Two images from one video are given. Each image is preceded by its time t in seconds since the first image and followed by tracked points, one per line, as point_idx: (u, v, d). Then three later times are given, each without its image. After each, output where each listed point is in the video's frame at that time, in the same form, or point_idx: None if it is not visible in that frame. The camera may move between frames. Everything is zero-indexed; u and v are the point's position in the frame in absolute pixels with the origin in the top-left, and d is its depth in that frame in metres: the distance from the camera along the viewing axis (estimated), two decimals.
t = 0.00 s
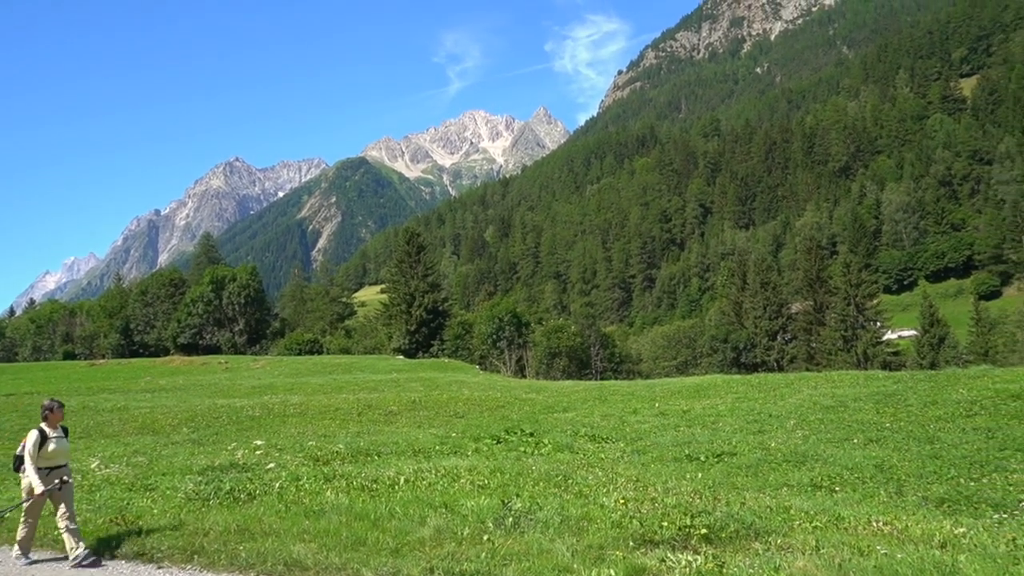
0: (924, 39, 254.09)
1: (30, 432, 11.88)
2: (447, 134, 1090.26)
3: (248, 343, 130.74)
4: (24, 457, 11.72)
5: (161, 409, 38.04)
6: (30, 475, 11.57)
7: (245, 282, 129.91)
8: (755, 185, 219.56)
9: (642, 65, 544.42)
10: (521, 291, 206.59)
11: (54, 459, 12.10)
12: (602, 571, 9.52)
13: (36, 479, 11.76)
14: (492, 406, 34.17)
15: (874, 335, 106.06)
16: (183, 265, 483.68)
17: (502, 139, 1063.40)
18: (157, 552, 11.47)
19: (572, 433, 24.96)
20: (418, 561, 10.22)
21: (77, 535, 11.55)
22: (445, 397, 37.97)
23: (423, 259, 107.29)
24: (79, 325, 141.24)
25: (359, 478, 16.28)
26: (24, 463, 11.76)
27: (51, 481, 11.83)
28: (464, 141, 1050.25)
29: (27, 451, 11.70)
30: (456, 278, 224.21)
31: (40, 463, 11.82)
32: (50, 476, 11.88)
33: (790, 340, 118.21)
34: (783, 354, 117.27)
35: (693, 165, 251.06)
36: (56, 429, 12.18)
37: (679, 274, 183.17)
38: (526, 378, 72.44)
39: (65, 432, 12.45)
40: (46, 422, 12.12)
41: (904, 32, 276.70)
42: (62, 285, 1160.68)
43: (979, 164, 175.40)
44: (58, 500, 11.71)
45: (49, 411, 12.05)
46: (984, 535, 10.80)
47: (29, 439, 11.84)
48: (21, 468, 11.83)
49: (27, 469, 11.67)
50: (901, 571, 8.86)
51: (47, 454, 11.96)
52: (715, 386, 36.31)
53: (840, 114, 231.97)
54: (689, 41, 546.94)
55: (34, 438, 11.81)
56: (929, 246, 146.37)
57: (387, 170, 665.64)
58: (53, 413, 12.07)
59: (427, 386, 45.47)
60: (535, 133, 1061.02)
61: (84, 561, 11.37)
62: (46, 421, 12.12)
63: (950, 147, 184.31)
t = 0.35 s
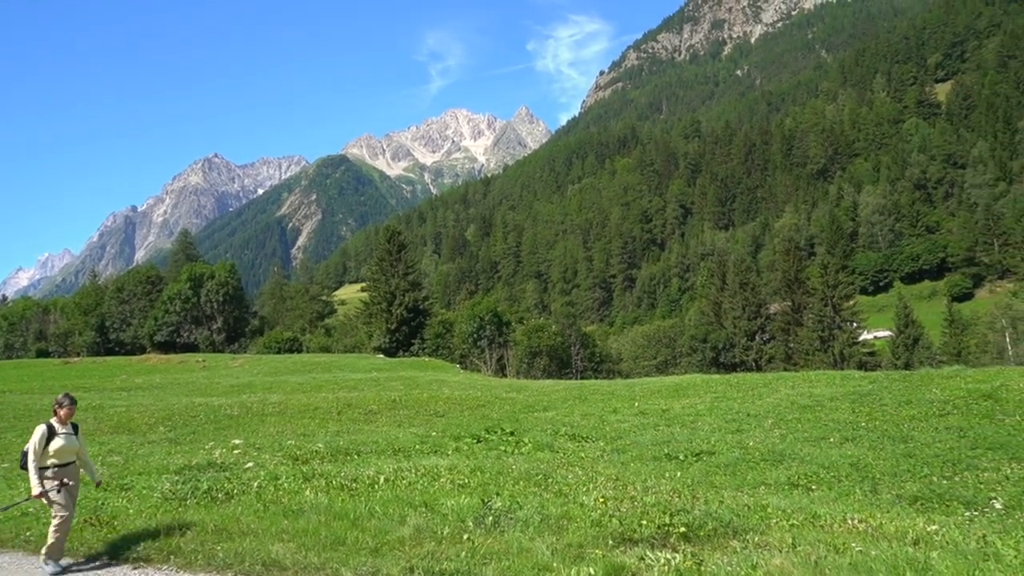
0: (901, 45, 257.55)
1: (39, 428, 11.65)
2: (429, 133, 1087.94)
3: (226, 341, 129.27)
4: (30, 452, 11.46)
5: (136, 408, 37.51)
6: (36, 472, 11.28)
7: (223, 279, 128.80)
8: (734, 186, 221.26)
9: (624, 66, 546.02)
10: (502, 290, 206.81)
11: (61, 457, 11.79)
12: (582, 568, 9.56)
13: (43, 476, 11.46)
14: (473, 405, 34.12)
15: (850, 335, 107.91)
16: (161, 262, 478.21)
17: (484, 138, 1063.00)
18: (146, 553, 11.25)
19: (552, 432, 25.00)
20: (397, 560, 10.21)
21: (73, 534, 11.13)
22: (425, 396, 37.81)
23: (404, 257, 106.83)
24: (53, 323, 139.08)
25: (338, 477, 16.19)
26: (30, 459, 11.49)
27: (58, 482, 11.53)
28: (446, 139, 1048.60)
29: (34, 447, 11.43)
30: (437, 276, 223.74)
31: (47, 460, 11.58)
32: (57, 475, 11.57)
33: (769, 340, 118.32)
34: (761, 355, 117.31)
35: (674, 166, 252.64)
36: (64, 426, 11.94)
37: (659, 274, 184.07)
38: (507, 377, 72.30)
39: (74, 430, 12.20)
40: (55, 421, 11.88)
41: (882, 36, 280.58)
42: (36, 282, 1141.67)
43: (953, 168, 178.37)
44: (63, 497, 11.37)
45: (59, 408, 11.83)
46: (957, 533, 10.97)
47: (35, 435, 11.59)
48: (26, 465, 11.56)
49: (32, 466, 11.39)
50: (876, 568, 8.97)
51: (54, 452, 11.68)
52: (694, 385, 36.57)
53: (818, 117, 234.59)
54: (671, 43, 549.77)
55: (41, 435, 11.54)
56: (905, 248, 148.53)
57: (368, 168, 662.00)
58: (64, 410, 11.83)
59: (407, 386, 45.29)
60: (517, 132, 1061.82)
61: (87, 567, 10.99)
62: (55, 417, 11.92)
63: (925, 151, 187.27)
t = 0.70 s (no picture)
0: (880, 47, 260.56)
1: (50, 434, 10.65)
2: (413, 130, 1084.89)
3: (205, 338, 127.97)
4: (40, 462, 10.58)
5: (113, 406, 37.02)
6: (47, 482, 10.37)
7: (203, 276, 127.65)
8: (716, 185, 222.53)
9: (608, 65, 547.53)
10: (484, 288, 206.80)
11: (75, 465, 10.90)
12: (562, 565, 9.59)
13: (55, 484, 10.63)
14: (456, 403, 34.06)
15: (830, 334, 109.09)
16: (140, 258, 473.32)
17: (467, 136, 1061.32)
18: (143, 556, 10.93)
19: (534, 430, 25.03)
20: (378, 558, 10.18)
21: (88, 547, 10.42)
22: (407, 394, 37.68)
23: (387, 254, 106.57)
24: (28, 319, 137.06)
25: (320, 476, 16.09)
26: (39, 468, 10.57)
27: (71, 491, 10.65)
28: (429, 137, 1045.64)
29: (45, 454, 10.50)
30: (419, 274, 223.25)
31: (61, 468, 10.70)
32: (71, 480, 10.75)
33: (749, 339, 119.15)
34: (742, 353, 118.10)
35: (656, 165, 253.83)
36: (79, 429, 10.97)
37: (642, 272, 184.78)
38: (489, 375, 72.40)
39: (88, 433, 11.22)
40: (68, 423, 10.93)
41: (862, 39, 283.71)
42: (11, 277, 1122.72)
43: (930, 169, 180.97)
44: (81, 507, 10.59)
45: (72, 411, 10.85)
46: (931, 529, 11.14)
47: (48, 441, 10.60)
48: (37, 474, 10.67)
49: (44, 475, 10.50)
50: (852, 565, 9.10)
51: (68, 459, 10.79)
52: (676, 384, 36.81)
53: (799, 118, 236.76)
54: (654, 43, 551.95)
55: (54, 441, 10.58)
56: (883, 248, 150.35)
57: (351, 165, 658.34)
58: (77, 413, 10.86)
59: (391, 383, 45.12)
60: (501, 130, 1061.96)
61: None
62: (68, 420, 10.93)
63: (904, 152, 189.73)
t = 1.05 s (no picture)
0: (866, 48, 262.43)
1: (72, 428, 10.24)
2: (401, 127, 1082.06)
3: (191, 335, 126.98)
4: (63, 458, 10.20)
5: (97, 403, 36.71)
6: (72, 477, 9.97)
7: (189, 272, 126.75)
8: (704, 184, 223.32)
9: (596, 64, 548.15)
10: (472, 286, 206.74)
11: (96, 462, 10.47)
12: (549, 563, 9.61)
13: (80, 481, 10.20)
14: (443, 401, 33.97)
15: (815, 333, 109.08)
16: (126, 254, 469.47)
17: (456, 133, 1059.32)
18: (142, 553, 10.78)
19: (522, 428, 25.09)
20: (365, 556, 10.17)
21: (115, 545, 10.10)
22: (394, 392, 37.58)
23: (374, 252, 106.57)
24: (11, 315, 135.63)
25: (306, 473, 16.04)
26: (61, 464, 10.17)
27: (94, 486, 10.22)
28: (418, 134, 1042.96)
29: (70, 449, 10.09)
30: (407, 271, 222.82)
31: (84, 464, 10.26)
32: (96, 478, 10.31)
33: (736, 337, 118.91)
34: (728, 351, 117.96)
35: (644, 164, 254.54)
36: (101, 426, 10.57)
37: (629, 271, 185.27)
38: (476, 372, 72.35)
39: (108, 430, 10.82)
40: (88, 419, 10.47)
41: (848, 40, 285.70)
42: None
43: (915, 170, 182.72)
44: (100, 504, 10.10)
45: (93, 406, 10.42)
46: (912, 526, 11.27)
47: (69, 436, 10.18)
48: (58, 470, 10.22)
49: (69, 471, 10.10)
50: (835, 561, 9.21)
51: (89, 455, 10.35)
52: (663, 382, 36.98)
53: (786, 118, 238.10)
54: (642, 42, 552.85)
55: (77, 435, 10.16)
56: (868, 248, 151.50)
57: (338, 162, 655.12)
58: (98, 408, 10.42)
59: (377, 381, 45.04)
60: (489, 128, 1060.93)
61: (134, 574, 9.84)
62: (88, 417, 10.50)
63: (889, 152, 191.24)
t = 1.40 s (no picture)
0: (855, 50, 263.86)
1: (102, 421, 9.97)
2: (391, 125, 1078.42)
3: (178, 332, 126.02)
4: (91, 451, 9.89)
5: (83, 400, 36.46)
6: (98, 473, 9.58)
7: (177, 269, 125.73)
8: (693, 184, 223.93)
9: (587, 63, 548.63)
10: (462, 285, 206.68)
11: (125, 459, 10.14)
12: (538, 562, 9.60)
13: (110, 474, 9.86)
14: (431, 399, 33.89)
15: (802, 333, 109.83)
16: (113, 251, 466.32)
17: (446, 131, 1058.30)
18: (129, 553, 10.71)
19: (510, 427, 25.05)
20: (351, 554, 10.13)
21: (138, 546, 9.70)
22: (382, 390, 37.49)
23: (363, 250, 106.55)
24: None
25: (294, 471, 15.95)
26: (89, 459, 9.87)
27: (125, 484, 9.89)
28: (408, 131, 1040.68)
29: (98, 442, 9.78)
30: (396, 269, 222.43)
31: (113, 460, 9.92)
32: (123, 477, 9.94)
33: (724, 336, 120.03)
34: (717, 351, 118.71)
35: (634, 163, 255.14)
36: (130, 422, 10.28)
37: (618, 270, 185.59)
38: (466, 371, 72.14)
39: (139, 426, 10.50)
40: (118, 414, 10.20)
41: (837, 41, 287.39)
42: None
43: (902, 172, 184.21)
44: (125, 503, 9.74)
45: (125, 400, 10.16)
46: (898, 524, 11.35)
47: (98, 430, 9.88)
48: (86, 464, 9.92)
49: (95, 467, 9.74)
50: (821, 559, 9.28)
51: (118, 450, 10.00)
52: (651, 381, 37.09)
53: (775, 119, 239.28)
54: (633, 41, 553.73)
55: (107, 428, 9.88)
56: (855, 249, 152.57)
57: (328, 159, 652.74)
58: (128, 402, 10.14)
59: (366, 379, 44.89)
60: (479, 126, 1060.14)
61: None
62: (118, 412, 10.23)
63: (876, 154, 192.53)
